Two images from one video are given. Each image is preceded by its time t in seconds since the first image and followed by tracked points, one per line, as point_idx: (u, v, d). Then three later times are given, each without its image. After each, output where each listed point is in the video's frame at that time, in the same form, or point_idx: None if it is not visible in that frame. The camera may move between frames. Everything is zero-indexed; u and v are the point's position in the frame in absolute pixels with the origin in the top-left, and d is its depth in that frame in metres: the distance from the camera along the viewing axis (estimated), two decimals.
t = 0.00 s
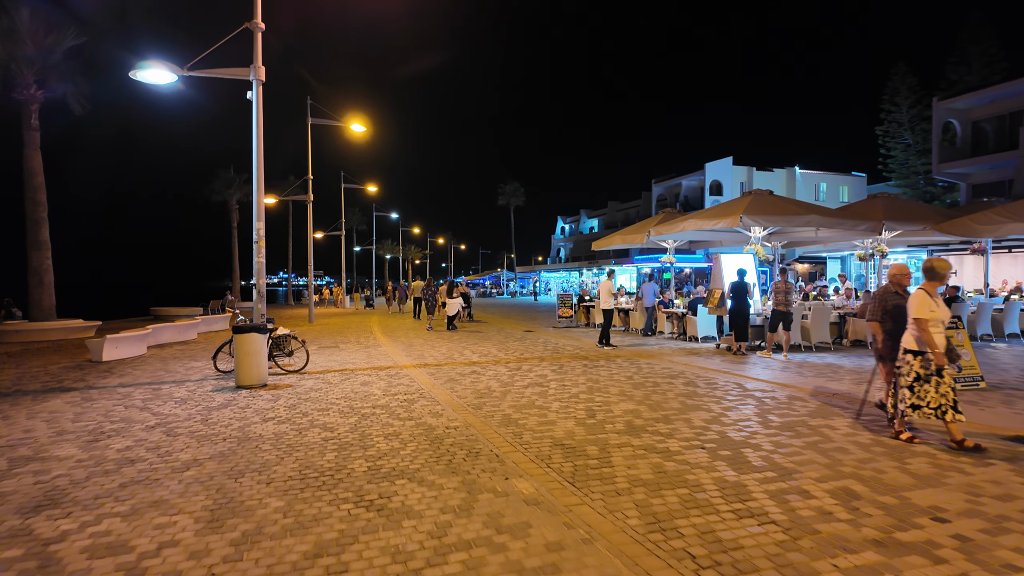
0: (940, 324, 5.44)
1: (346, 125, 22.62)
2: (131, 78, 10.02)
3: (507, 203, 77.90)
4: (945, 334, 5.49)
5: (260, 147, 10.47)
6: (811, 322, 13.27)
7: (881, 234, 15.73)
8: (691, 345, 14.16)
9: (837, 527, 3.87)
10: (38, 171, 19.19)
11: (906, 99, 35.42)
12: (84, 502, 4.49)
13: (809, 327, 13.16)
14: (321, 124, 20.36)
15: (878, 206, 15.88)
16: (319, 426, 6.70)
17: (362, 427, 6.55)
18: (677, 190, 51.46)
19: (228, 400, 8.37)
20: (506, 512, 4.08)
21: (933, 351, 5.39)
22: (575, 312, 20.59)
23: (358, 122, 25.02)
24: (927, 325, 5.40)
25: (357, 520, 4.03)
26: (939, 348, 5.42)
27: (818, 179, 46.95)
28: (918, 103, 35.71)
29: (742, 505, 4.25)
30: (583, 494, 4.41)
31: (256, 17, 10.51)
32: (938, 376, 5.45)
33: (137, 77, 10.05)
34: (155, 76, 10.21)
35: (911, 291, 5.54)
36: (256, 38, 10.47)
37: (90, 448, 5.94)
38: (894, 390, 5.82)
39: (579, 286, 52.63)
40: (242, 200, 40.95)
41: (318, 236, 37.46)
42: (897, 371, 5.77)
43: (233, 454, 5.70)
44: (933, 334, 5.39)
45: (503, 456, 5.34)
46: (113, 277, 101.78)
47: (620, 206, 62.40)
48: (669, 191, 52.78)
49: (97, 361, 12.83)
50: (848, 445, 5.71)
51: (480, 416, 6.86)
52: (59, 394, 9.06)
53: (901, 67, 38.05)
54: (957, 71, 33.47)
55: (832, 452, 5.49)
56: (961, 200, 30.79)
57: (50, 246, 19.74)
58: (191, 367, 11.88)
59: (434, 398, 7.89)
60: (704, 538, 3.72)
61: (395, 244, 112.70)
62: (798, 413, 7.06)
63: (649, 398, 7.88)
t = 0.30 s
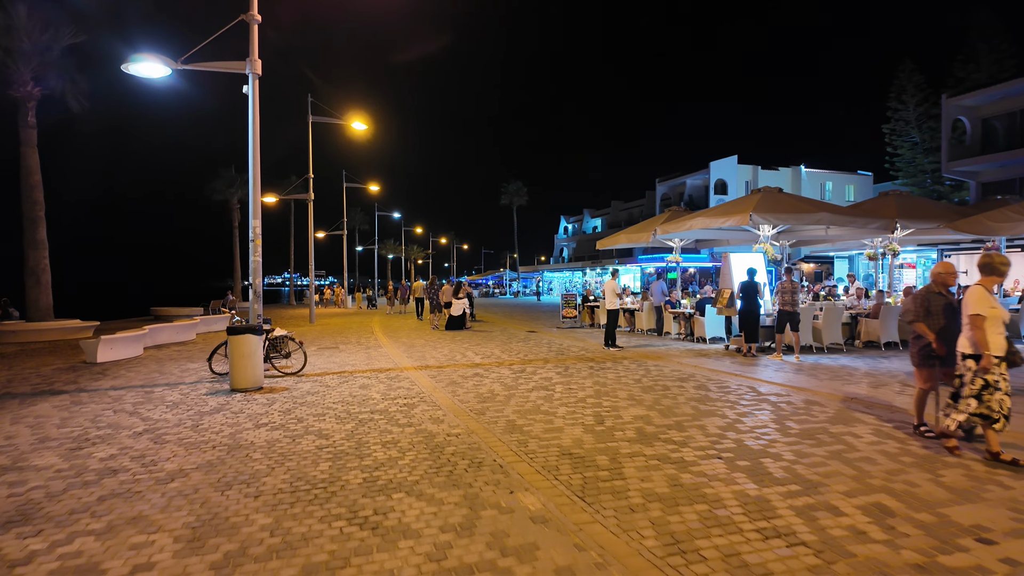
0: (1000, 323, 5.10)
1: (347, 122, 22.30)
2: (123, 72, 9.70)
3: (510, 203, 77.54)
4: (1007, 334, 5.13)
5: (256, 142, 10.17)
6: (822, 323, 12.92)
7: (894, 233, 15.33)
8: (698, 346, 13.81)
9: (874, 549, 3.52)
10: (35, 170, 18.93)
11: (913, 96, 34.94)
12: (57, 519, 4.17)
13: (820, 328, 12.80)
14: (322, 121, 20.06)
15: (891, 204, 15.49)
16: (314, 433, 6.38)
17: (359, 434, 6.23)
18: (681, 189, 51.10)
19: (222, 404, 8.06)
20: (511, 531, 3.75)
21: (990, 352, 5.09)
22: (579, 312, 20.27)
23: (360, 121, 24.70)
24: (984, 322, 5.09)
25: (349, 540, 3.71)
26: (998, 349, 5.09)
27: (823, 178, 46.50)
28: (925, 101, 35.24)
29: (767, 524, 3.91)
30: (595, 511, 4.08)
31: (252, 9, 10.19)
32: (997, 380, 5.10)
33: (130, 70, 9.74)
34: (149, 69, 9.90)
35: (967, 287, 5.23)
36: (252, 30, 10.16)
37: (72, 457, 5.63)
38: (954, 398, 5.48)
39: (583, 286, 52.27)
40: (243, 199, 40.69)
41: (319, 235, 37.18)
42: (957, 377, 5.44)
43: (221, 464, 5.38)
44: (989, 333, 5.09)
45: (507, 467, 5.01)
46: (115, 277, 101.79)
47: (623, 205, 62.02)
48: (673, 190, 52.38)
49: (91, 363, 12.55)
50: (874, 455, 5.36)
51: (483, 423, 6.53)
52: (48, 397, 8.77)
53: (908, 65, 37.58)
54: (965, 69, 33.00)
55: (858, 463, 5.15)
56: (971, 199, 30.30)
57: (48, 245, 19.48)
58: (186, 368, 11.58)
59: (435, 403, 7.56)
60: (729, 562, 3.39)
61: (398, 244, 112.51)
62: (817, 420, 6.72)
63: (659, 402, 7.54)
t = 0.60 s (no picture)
0: None
1: (349, 121, 22.05)
2: (118, 67, 9.46)
3: (514, 203, 77.24)
4: None
5: (255, 139, 9.90)
6: (836, 325, 12.58)
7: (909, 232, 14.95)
8: (708, 348, 13.49)
9: None
10: (35, 169, 18.77)
11: (922, 94, 34.40)
12: (34, 536, 3.91)
13: (834, 330, 12.46)
14: (324, 119, 19.82)
15: (905, 202, 15.10)
16: (311, 440, 6.10)
17: (357, 443, 5.93)
18: (687, 188, 50.69)
19: (218, 409, 7.79)
20: (518, 554, 3.46)
21: None
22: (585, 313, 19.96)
23: (363, 119, 24.44)
24: None
25: (344, 563, 3.43)
26: None
27: (831, 177, 45.98)
28: (934, 99, 34.62)
29: (797, 546, 3.60)
30: (609, 531, 3.78)
31: (251, 2, 9.94)
32: None
33: (125, 65, 9.49)
34: (145, 65, 9.64)
35: None
36: (251, 24, 9.90)
37: (57, 466, 5.37)
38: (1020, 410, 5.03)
39: (587, 287, 51.95)
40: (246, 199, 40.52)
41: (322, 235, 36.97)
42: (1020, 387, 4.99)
43: (213, 474, 5.11)
44: None
45: (513, 480, 4.72)
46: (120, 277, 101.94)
47: (628, 205, 61.62)
48: (679, 190, 51.97)
49: (89, 365, 12.32)
50: (903, 467, 5.04)
51: (488, 430, 6.24)
52: (40, 401, 8.53)
53: (917, 63, 37.05)
54: (975, 66, 32.46)
55: (887, 476, 4.83)
56: (983, 198, 29.79)
57: (48, 245, 19.30)
58: (185, 371, 11.33)
59: (437, 409, 7.27)
60: None
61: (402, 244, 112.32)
62: (838, 428, 6.40)
63: (672, 409, 7.23)
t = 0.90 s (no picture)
0: None
1: (355, 119, 21.82)
2: (118, 60, 9.22)
3: (520, 203, 76.94)
4: None
5: (257, 135, 9.65)
6: (854, 326, 12.22)
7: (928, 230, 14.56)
8: (721, 349, 13.16)
9: None
10: (38, 167, 18.61)
11: (934, 92, 33.83)
12: (13, 552, 3.63)
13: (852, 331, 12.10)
14: (329, 117, 19.60)
15: (923, 199, 14.72)
16: (313, 447, 5.82)
17: (361, 449, 5.64)
18: (696, 188, 50.28)
19: (218, 412, 7.52)
20: None
21: None
22: (594, 313, 19.65)
23: (368, 118, 24.19)
24: None
25: None
26: None
27: (841, 176, 45.44)
28: (947, 96, 34.03)
29: (841, 569, 3.28)
30: (633, 550, 3.48)
31: None
32: None
33: (124, 58, 9.25)
34: (144, 58, 9.40)
35: None
36: (253, 17, 9.65)
37: (45, 474, 5.10)
38: None
39: (594, 287, 51.59)
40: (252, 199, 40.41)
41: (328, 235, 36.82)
42: None
43: (208, 483, 4.83)
44: None
45: (526, 491, 4.42)
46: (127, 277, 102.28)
47: (635, 204, 61.23)
48: (687, 189, 51.54)
49: (90, 365, 12.11)
50: (944, 479, 4.71)
51: (498, 437, 5.93)
52: (36, 403, 8.29)
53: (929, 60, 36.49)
54: (989, 63, 31.91)
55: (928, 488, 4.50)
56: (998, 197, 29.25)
57: (52, 245, 19.15)
58: (186, 372, 11.08)
59: (444, 413, 6.98)
60: None
61: (408, 244, 112.20)
62: (868, 434, 6.06)
63: (690, 414, 6.91)
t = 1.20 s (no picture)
0: None
1: (361, 118, 21.59)
2: (116, 56, 8.97)
3: (526, 203, 76.64)
4: None
5: (259, 132, 9.40)
6: (873, 329, 11.85)
7: (948, 230, 14.15)
8: (735, 353, 12.83)
9: None
10: (42, 167, 18.48)
11: (947, 90, 33.13)
12: None
13: (871, 335, 11.74)
14: (335, 116, 19.37)
15: (942, 199, 14.32)
16: (313, 459, 5.53)
17: (364, 462, 5.35)
18: (704, 187, 49.82)
19: (217, 419, 7.26)
20: None
21: None
22: (602, 315, 19.33)
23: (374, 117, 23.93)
24: None
25: None
26: None
27: (852, 175, 44.87)
28: (960, 94, 33.25)
29: None
30: None
31: None
32: None
33: (123, 54, 9.01)
34: (143, 54, 9.15)
35: None
36: (255, 11, 9.39)
37: (32, 489, 4.83)
38: None
39: (601, 287, 51.25)
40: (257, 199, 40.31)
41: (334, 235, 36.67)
42: None
43: (201, 500, 4.55)
44: None
45: (539, 512, 4.12)
46: (135, 277, 102.73)
47: (642, 204, 60.81)
48: (695, 188, 51.08)
49: (91, 369, 11.90)
50: (988, 498, 4.37)
51: (508, 449, 5.64)
52: (32, 409, 8.06)
53: (941, 57, 35.85)
54: (1004, 60, 31.29)
55: (974, 510, 4.16)
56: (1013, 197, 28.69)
57: (55, 245, 19.00)
58: (187, 376, 10.84)
59: (451, 421, 6.69)
60: None
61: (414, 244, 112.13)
62: (900, 447, 5.72)
63: (708, 424, 6.59)
